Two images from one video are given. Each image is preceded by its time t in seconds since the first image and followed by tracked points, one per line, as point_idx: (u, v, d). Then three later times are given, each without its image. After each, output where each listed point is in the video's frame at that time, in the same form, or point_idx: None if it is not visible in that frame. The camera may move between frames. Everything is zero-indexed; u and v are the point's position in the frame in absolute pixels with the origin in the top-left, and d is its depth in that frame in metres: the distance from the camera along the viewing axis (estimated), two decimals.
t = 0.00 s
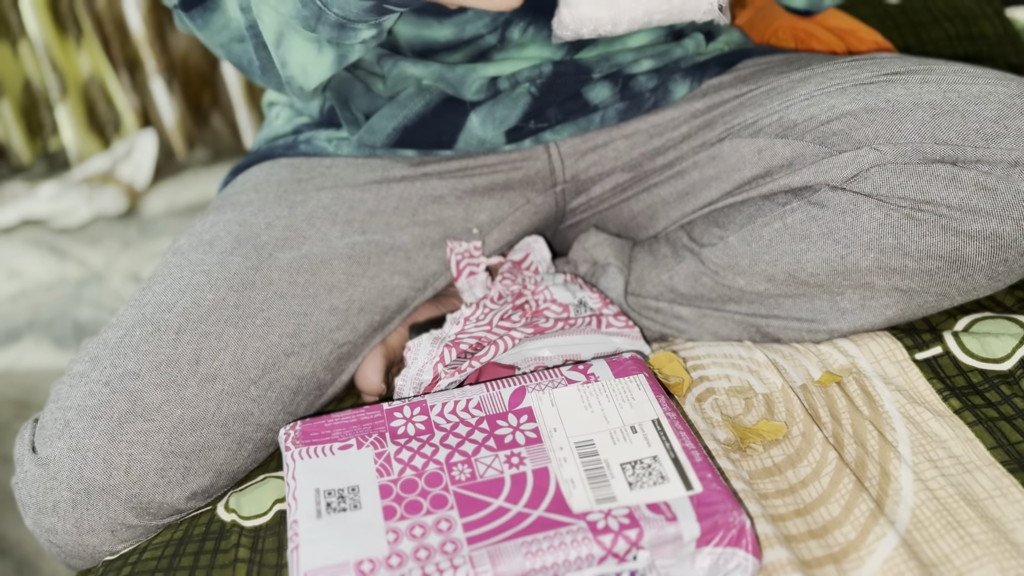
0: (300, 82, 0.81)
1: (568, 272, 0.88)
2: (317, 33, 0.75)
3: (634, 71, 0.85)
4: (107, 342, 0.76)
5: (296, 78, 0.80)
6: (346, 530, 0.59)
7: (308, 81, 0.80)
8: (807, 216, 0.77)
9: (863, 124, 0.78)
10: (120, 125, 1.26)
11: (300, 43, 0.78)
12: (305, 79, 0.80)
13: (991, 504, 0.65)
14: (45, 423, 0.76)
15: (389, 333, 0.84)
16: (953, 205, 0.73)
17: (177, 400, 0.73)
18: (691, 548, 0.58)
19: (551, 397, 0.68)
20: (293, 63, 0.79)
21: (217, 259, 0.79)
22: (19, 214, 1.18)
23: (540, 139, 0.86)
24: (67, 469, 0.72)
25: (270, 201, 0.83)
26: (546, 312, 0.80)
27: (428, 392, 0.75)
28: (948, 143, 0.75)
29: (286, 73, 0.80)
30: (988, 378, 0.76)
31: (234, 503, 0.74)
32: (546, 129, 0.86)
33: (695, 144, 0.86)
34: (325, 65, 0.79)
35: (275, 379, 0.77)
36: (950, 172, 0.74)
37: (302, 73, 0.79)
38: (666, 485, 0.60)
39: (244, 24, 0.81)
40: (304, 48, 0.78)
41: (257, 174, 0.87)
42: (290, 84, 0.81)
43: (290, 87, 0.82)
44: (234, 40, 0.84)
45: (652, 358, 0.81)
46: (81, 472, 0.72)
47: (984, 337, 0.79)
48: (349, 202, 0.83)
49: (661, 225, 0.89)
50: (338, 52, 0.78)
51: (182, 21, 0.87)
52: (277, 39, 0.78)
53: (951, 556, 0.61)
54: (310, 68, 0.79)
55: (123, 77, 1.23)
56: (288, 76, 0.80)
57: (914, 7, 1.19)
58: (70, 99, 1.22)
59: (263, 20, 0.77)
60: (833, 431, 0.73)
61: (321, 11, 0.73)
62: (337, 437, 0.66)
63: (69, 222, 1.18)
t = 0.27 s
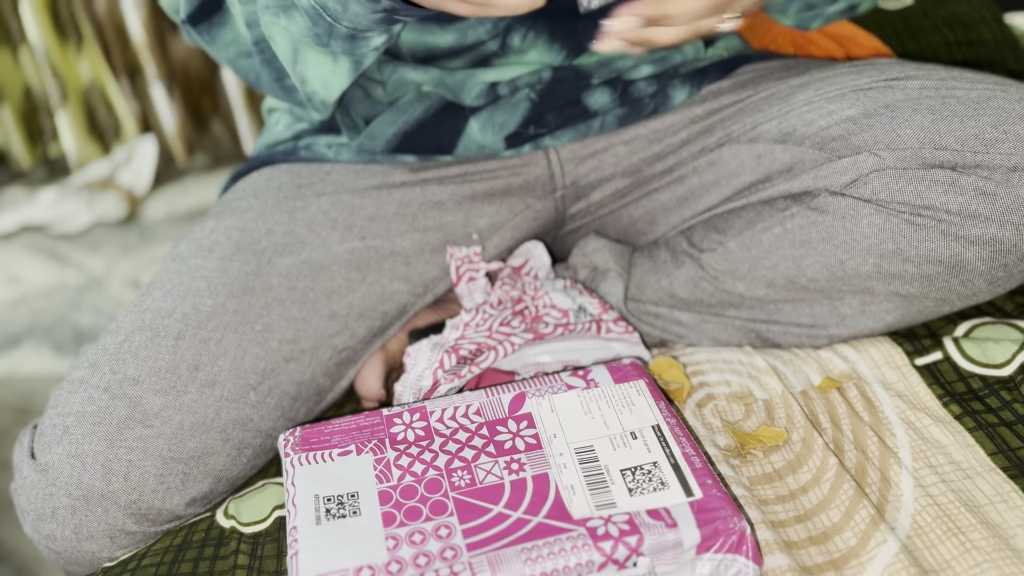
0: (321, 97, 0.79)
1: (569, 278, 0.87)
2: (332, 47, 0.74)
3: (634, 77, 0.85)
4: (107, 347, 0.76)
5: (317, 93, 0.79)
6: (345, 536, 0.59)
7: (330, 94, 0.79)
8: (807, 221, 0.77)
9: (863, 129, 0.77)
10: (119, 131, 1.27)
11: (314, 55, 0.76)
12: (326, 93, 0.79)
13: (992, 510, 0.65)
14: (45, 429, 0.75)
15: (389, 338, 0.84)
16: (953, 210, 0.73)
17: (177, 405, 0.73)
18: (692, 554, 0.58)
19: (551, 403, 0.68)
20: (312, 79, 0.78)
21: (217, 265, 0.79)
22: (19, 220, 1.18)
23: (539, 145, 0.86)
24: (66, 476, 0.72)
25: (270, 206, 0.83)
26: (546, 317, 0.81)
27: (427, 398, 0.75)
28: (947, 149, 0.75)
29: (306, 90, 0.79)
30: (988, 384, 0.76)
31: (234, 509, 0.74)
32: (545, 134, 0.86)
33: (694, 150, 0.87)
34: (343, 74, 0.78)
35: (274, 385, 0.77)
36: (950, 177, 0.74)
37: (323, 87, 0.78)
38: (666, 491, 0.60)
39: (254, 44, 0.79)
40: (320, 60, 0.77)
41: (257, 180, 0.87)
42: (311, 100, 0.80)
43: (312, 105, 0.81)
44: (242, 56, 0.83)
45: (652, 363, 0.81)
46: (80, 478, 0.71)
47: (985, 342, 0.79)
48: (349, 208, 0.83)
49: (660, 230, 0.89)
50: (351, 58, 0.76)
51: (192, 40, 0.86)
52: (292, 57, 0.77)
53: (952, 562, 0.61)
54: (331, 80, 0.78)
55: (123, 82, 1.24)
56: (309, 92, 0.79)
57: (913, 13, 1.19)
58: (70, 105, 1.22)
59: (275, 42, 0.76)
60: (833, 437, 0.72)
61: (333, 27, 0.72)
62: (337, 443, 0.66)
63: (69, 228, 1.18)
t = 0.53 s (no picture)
0: (323, 117, 0.78)
1: (567, 296, 0.87)
2: (335, 69, 0.74)
3: (631, 97, 0.87)
4: (109, 367, 0.77)
5: (320, 112, 0.77)
6: (346, 556, 0.59)
7: (332, 113, 0.77)
8: (803, 240, 0.77)
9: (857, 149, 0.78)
10: (122, 150, 1.28)
11: (319, 72, 0.75)
12: (329, 112, 0.77)
13: (990, 529, 0.65)
14: (46, 448, 0.76)
15: (389, 357, 0.84)
16: (947, 229, 0.75)
17: (178, 424, 0.74)
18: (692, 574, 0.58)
19: (550, 421, 0.68)
20: (315, 96, 0.77)
21: (219, 284, 0.80)
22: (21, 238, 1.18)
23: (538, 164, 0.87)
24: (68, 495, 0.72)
25: (271, 226, 0.83)
26: (545, 336, 0.81)
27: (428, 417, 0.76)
28: (941, 169, 0.76)
29: (309, 108, 0.78)
30: (985, 403, 0.76)
31: (234, 528, 0.74)
32: (544, 154, 0.87)
33: (692, 170, 0.87)
34: (346, 94, 0.76)
35: (274, 404, 0.77)
36: (944, 198, 0.75)
37: (325, 105, 0.77)
38: (665, 510, 0.60)
39: (260, 67, 0.78)
40: (323, 78, 0.76)
41: (258, 201, 0.88)
42: (314, 120, 0.79)
43: (314, 125, 0.79)
44: (252, 83, 0.81)
45: (651, 383, 0.81)
46: (83, 497, 0.72)
47: (982, 361, 0.80)
48: (350, 227, 0.83)
49: (659, 248, 0.89)
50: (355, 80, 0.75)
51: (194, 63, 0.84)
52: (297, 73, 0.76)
53: None
54: (333, 98, 0.77)
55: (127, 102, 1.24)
56: (311, 110, 0.78)
57: (908, 33, 1.20)
58: (73, 123, 1.24)
59: (280, 57, 0.75)
60: (831, 455, 0.73)
61: (336, 47, 0.72)
62: (337, 463, 0.66)
63: (71, 246, 1.19)
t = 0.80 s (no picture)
0: (375, 130, 0.79)
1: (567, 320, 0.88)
2: (382, 86, 0.76)
3: (629, 124, 0.87)
4: (110, 391, 0.77)
5: (372, 126, 0.79)
6: None
7: (383, 125, 0.79)
8: (802, 264, 0.78)
9: (855, 175, 0.79)
10: (124, 174, 1.29)
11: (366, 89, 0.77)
12: (381, 125, 0.79)
13: (992, 554, 0.65)
14: (46, 472, 0.76)
15: (389, 381, 0.84)
16: (945, 254, 0.75)
17: (178, 448, 0.74)
18: None
19: (550, 445, 0.68)
20: (367, 113, 0.78)
21: (220, 308, 0.80)
22: (23, 262, 1.19)
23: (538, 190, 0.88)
24: (67, 519, 0.72)
25: (273, 250, 0.84)
26: (545, 360, 0.81)
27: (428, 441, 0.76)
28: (939, 193, 0.76)
29: (359, 125, 0.79)
30: (986, 427, 0.76)
31: (234, 553, 0.75)
32: (543, 179, 0.87)
33: (690, 195, 0.88)
34: (394, 104, 0.78)
35: (274, 428, 0.77)
36: (941, 222, 0.75)
37: (377, 118, 0.78)
38: (665, 535, 0.60)
39: (296, 92, 0.78)
40: (369, 93, 0.77)
41: (260, 225, 0.88)
42: (365, 137, 0.80)
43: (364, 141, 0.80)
44: (284, 106, 0.80)
45: (650, 406, 0.81)
46: (82, 522, 0.72)
47: (982, 385, 0.80)
48: (351, 251, 0.84)
49: (659, 272, 0.90)
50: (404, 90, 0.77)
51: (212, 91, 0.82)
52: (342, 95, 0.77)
53: None
54: (383, 111, 0.78)
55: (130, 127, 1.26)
56: (364, 126, 0.79)
57: (905, 60, 1.21)
58: (76, 148, 1.25)
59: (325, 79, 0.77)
60: (832, 479, 0.73)
61: (381, 68, 0.74)
62: (337, 487, 0.66)
63: (72, 270, 1.19)
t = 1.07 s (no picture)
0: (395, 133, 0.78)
1: (569, 328, 0.88)
2: (400, 89, 0.75)
3: (632, 132, 0.87)
4: (111, 400, 0.77)
5: (392, 130, 0.78)
6: None
7: (403, 128, 0.78)
8: (805, 272, 0.77)
9: (857, 183, 0.79)
10: (126, 183, 1.29)
11: (384, 92, 0.76)
12: (400, 128, 0.78)
13: (997, 564, 0.65)
14: (47, 481, 0.75)
15: (391, 390, 0.84)
16: (948, 261, 0.74)
17: (179, 457, 0.73)
18: None
19: (552, 454, 0.68)
20: (387, 117, 0.77)
21: (222, 317, 0.80)
22: (24, 271, 1.19)
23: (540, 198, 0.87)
24: (68, 528, 0.71)
25: (274, 259, 0.84)
26: (547, 368, 0.81)
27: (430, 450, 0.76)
28: (941, 202, 0.76)
29: (381, 130, 0.78)
30: (990, 436, 0.76)
31: (234, 563, 0.75)
32: (546, 188, 0.87)
33: (693, 203, 0.88)
34: (413, 106, 0.77)
35: (275, 437, 0.77)
36: (944, 230, 0.75)
37: (397, 121, 0.77)
38: (668, 545, 0.60)
39: (311, 99, 0.78)
40: (387, 97, 0.76)
41: (262, 234, 0.88)
42: (386, 140, 0.79)
43: (384, 145, 0.80)
44: (299, 114, 0.80)
45: (653, 415, 0.81)
46: (82, 531, 0.71)
47: (986, 394, 0.79)
48: (353, 260, 0.84)
49: (661, 281, 0.90)
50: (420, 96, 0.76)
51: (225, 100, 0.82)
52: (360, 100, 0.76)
53: None
54: (403, 114, 0.77)
55: (132, 137, 1.27)
56: (384, 131, 0.78)
57: (907, 68, 1.22)
58: (78, 157, 1.25)
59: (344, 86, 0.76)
60: (836, 489, 0.72)
61: (399, 72, 0.73)
62: (338, 496, 0.66)
63: (74, 278, 1.19)
